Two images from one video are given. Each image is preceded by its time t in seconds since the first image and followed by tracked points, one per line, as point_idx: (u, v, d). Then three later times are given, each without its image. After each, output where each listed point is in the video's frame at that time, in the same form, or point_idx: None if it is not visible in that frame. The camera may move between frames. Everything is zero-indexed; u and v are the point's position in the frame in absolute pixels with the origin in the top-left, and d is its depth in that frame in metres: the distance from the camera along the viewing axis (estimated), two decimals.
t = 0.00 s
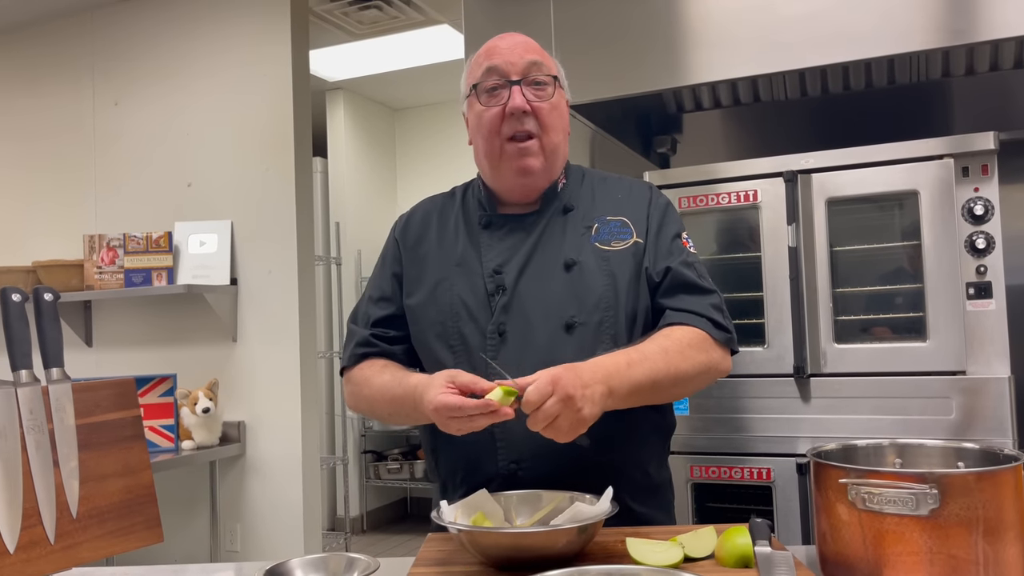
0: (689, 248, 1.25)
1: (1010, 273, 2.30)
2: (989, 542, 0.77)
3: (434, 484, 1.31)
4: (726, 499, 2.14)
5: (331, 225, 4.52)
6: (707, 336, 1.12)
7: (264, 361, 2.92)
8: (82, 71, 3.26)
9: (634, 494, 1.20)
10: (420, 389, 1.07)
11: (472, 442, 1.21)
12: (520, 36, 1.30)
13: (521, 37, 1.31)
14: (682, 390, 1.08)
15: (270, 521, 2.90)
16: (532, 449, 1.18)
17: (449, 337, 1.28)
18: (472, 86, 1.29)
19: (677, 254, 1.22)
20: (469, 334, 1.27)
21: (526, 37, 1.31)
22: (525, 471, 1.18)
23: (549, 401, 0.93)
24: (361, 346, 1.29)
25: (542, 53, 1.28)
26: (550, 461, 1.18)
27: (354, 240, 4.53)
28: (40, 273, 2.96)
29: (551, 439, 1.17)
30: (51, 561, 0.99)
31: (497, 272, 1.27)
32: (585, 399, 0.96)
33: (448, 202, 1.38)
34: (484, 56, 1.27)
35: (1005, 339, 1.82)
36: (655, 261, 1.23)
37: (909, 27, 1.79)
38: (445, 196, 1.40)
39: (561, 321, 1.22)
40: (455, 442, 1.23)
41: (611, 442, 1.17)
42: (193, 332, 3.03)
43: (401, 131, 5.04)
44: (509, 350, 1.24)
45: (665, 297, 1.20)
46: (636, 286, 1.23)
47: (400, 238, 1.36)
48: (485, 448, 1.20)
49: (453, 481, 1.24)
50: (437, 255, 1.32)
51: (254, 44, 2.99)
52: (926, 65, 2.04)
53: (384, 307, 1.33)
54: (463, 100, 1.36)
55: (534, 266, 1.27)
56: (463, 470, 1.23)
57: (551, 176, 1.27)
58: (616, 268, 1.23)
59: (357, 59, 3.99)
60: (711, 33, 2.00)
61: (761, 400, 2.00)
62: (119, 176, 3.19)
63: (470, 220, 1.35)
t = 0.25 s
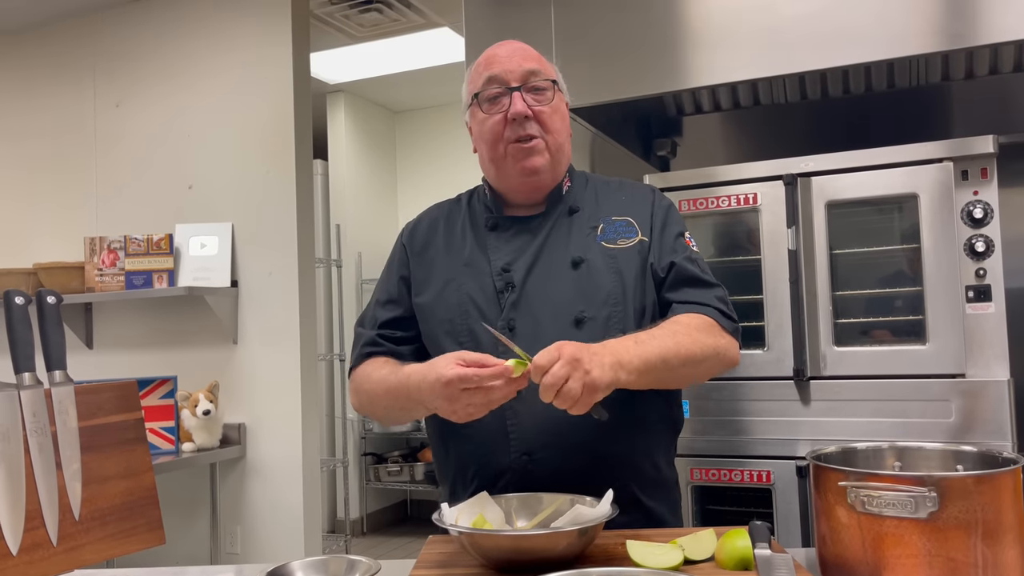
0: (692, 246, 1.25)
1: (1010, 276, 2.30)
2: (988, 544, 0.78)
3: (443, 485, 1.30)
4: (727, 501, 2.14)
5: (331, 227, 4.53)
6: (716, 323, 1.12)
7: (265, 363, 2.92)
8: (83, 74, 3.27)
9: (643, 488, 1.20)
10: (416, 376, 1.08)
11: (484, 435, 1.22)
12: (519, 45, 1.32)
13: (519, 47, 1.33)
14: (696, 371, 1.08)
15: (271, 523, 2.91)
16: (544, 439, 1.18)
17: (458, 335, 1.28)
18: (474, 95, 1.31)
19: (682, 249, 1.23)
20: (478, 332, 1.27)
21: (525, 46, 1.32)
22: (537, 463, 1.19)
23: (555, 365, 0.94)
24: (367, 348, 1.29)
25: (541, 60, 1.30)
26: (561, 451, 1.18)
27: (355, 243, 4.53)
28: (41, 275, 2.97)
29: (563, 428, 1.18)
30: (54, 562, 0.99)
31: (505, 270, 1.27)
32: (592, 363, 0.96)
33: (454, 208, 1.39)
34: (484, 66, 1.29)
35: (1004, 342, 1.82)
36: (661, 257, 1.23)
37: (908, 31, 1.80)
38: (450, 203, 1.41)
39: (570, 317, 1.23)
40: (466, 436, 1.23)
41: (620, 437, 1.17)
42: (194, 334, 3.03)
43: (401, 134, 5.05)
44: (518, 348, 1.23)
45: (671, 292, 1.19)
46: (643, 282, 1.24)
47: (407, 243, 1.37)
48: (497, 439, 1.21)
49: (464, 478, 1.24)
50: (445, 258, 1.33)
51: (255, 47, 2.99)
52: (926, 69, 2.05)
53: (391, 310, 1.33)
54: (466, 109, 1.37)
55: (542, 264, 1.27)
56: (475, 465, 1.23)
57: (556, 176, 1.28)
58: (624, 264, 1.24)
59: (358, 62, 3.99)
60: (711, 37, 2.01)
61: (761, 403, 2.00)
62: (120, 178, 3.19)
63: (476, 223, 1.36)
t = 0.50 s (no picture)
0: (692, 238, 1.25)
1: (1010, 279, 2.30)
2: (987, 546, 0.78)
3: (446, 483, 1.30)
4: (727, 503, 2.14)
5: (331, 229, 4.53)
6: (720, 300, 1.12)
7: (265, 366, 2.92)
8: (84, 76, 3.28)
9: (646, 485, 1.20)
10: (407, 359, 1.10)
11: (489, 438, 1.22)
12: (521, 69, 1.18)
13: (520, 65, 1.19)
14: (701, 342, 1.05)
15: (271, 525, 2.91)
16: (548, 443, 1.19)
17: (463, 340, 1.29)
18: (472, 125, 1.22)
19: (682, 241, 1.23)
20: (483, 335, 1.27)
21: (527, 67, 1.19)
22: (542, 464, 1.19)
23: (546, 325, 0.93)
24: (370, 343, 1.29)
25: (544, 92, 1.18)
26: (566, 454, 1.18)
27: (355, 245, 4.53)
28: (42, 277, 2.98)
29: (568, 431, 1.18)
30: (57, 564, 1.00)
31: (508, 275, 1.28)
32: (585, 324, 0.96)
33: (456, 213, 1.39)
34: (482, 102, 1.18)
35: (1002, 344, 1.84)
36: (661, 256, 1.23)
37: (907, 34, 1.81)
38: (453, 208, 1.41)
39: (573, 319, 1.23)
40: (471, 438, 1.23)
41: (625, 437, 1.18)
42: (194, 336, 3.03)
43: (401, 136, 5.05)
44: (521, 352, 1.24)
45: (671, 287, 1.20)
46: (644, 280, 1.24)
47: (410, 250, 1.37)
48: (503, 441, 1.21)
49: (469, 479, 1.25)
50: (449, 263, 1.33)
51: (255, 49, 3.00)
52: (924, 71, 2.06)
53: (395, 314, 1.34)
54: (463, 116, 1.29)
55: (544, 268, 1.28)
56: (481, 466, 1.23)
57: (558, 203, 1.27)
58: (626, 266, 1.24)
59: (358, 64, 4.00)
60: (711, 40, 2.01)
61: (761, 405, 2.00)
62: (121, 181, 3.19)
63: (478, 228, 1.35)
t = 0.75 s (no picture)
0: (693, 240, 1.26)
1: (1010, 280, 2.31)
2: (985, 546, 0.78)
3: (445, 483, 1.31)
4: (727, 505, 2.14)
5: (332, 231, 4.53)
6: (723, 300, 1.11)
7: (266, 367, 2.92)
8: (85, 77, 3.28)
9: (645, 493, 1.21)
10: (408, 358, 1.10)
11: (488, 444, 1.22)
12: (522, 72, 1.17)
13: (522, 68, 1.18)
14: (703, 343, 1.06)
15: (271, 526, 2.91)
16: (547, 450, 1.19)
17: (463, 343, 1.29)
18: (473, 127, 1.22)
19: (682, 245, 1.23)
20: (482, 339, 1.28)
21: (528, 71, 1.17)
22: (541, 470, 1.20)
23: (543, 331, 0.94)
24: (369, 343, 1.29)
25: (545, 96, 1.18)
26: (564, 460, 1.18)
27: (355, 246, 4.54)
28: (43, 279, 2.98)
29: (567, 437, 1.18)
30: (58, 564, 1.00)
31: (507, 279, 1.28)
32: (582, 326, 0.96)
33: (456, 214, 1.39)
34: (483, 107, 1.18)
35: (1002, 345, 1.84)
36: (661, 260, 1.24)
37: (907, 35, 1.81)
38: (452, 208, 1.41)
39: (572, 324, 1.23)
40: (470, 443, 1.23)
41: (624, 442, 1.18)
42: (195, 337, 3.04)
43: (402, 137, 5.06)
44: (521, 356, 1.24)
45: (672, 291, 1.20)
46: (645, 284, 1.25)
47: (409, 252, 1.37)
48: (502, 446, 1.21)
49: (469, 482, 1.25)
50: (447, 266, 1.33)
51: (256, 51, 3.00)
52: (924, 73, 2.06)
53: (393, 315, 1.34)
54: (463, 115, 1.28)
55: (543, 272, 1.28)
56: (480, 471, 1.23)
57: (559, 208, 1.28)
58: (625, 270, 1.25)
59: (359, 66, 4.01)
60: (711, 41, 2.02)
61: (761, 406, 2.00)
62: (122, 182, 3.20)
63: (477, 230, 1.35)
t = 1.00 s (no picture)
0: (692, 242, 1.26)
1: (1010, 280, 2.31)
2: (985, 546, 0.78)
3: (443, 486, 1.31)
4: (727, 505, 2.14)
5: (332, 232, 4.53)
6: (719, 308, 1.12)
7: (266, 368, 2.92)
8: (86, 78, 3.29)
9: (643, 496, 1.21)
10: (407, 362, 1.10)
11: (485, 448, 1.22)
12: (519, 72, 1.17)
13: (519, 68, 1.18)
14: (703, 352, 1.06)
15: (272, 527, 2.91)
16: (544, 453, 1.19)
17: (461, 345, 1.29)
18: (470, 128, 1.22)
19: (681, 248, 1.24)
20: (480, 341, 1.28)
21: (525, 71, 1.18)
22: (538, 474, 1.20)
23: (545, 349, 0.95)
24: (367, 343, 1.30)
25: (542, 96, 1.18)
26: (561, 463, 1.19)
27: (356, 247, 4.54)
28: (44, 280, 2.99)
29: (563, 440, 1.18)
30: (61, 565, 1.00)
31: (505, 281, 1.29)
32: (583, 343, 0.97)
33: (454, 214, 1.39)
34: (480, 107, 1.18)
35: (1002, 345, 1.84)
36: (660, 261, 1.24)
37: (907, 36, 1.81)
38: (450, 208, 1.41)
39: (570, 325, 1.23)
40: (467, 445, 1.23)
41: (622, 444, 1.18)
42: (196, 338, 3.04)
43: (402, 138, 5.06)
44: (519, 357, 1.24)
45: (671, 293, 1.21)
46: (643, 286, 1.25)
47: (406, 252, 1.37)
48: (499, 449, 1.21)
49: (466, 485, 1.25)
50: (445, 266, 1.33)
51: (256, 52, 3.01)
52: (924, 73, 2.06)
53: (391, 316, 1.34)
54: (461, 115, 1.28)
55: (541, 273, 1.28)
56: (477, 474, 1.23)
57: (557, 210, 1.28)
58: (624, 272, 1.25)
59: (359, 67, 4.01)
60: (711, 42, 2.02)
61: (762, 407, 2.01)
62: (122, 184, 3.20)
63: (475, 231, 1.35)
